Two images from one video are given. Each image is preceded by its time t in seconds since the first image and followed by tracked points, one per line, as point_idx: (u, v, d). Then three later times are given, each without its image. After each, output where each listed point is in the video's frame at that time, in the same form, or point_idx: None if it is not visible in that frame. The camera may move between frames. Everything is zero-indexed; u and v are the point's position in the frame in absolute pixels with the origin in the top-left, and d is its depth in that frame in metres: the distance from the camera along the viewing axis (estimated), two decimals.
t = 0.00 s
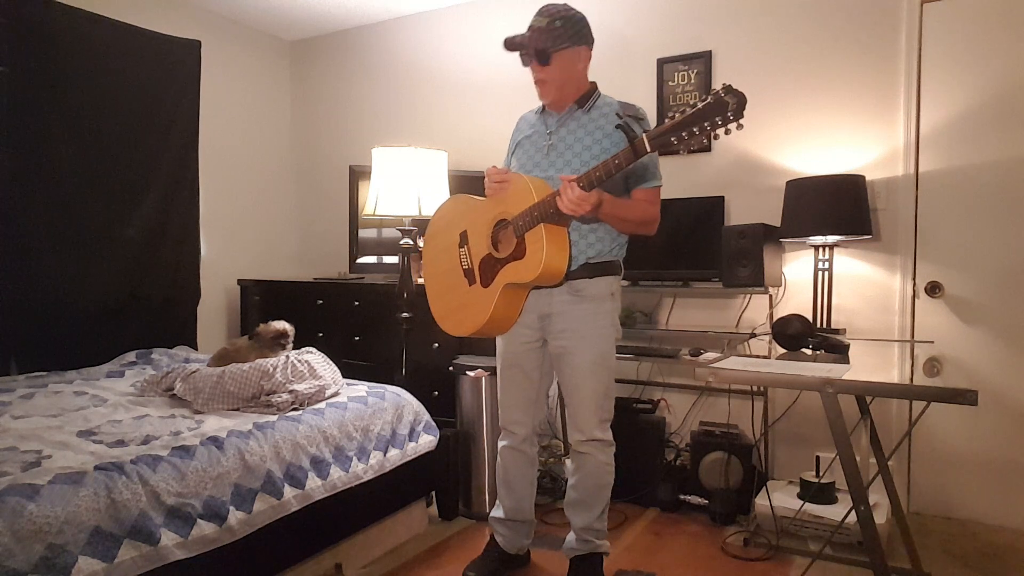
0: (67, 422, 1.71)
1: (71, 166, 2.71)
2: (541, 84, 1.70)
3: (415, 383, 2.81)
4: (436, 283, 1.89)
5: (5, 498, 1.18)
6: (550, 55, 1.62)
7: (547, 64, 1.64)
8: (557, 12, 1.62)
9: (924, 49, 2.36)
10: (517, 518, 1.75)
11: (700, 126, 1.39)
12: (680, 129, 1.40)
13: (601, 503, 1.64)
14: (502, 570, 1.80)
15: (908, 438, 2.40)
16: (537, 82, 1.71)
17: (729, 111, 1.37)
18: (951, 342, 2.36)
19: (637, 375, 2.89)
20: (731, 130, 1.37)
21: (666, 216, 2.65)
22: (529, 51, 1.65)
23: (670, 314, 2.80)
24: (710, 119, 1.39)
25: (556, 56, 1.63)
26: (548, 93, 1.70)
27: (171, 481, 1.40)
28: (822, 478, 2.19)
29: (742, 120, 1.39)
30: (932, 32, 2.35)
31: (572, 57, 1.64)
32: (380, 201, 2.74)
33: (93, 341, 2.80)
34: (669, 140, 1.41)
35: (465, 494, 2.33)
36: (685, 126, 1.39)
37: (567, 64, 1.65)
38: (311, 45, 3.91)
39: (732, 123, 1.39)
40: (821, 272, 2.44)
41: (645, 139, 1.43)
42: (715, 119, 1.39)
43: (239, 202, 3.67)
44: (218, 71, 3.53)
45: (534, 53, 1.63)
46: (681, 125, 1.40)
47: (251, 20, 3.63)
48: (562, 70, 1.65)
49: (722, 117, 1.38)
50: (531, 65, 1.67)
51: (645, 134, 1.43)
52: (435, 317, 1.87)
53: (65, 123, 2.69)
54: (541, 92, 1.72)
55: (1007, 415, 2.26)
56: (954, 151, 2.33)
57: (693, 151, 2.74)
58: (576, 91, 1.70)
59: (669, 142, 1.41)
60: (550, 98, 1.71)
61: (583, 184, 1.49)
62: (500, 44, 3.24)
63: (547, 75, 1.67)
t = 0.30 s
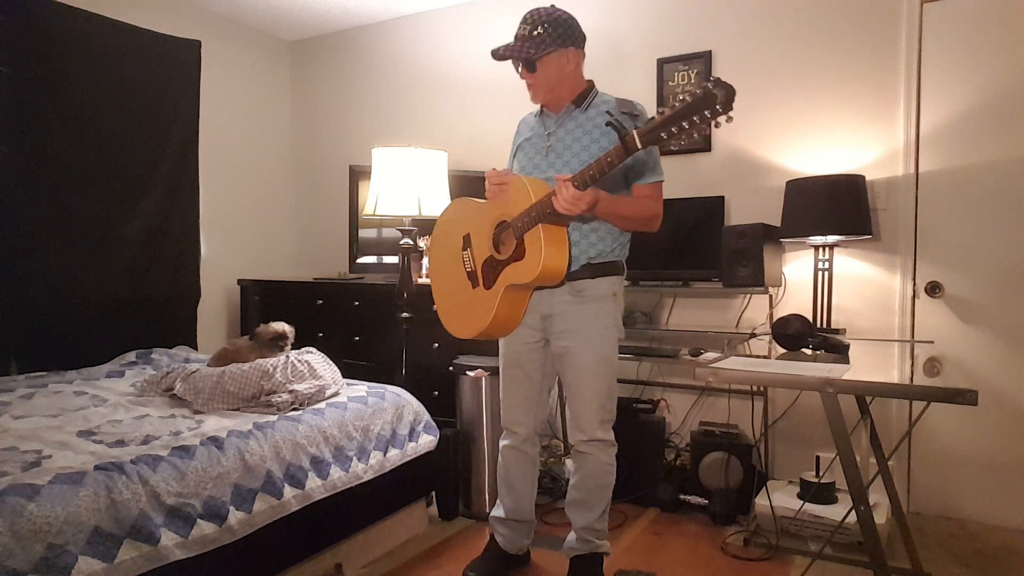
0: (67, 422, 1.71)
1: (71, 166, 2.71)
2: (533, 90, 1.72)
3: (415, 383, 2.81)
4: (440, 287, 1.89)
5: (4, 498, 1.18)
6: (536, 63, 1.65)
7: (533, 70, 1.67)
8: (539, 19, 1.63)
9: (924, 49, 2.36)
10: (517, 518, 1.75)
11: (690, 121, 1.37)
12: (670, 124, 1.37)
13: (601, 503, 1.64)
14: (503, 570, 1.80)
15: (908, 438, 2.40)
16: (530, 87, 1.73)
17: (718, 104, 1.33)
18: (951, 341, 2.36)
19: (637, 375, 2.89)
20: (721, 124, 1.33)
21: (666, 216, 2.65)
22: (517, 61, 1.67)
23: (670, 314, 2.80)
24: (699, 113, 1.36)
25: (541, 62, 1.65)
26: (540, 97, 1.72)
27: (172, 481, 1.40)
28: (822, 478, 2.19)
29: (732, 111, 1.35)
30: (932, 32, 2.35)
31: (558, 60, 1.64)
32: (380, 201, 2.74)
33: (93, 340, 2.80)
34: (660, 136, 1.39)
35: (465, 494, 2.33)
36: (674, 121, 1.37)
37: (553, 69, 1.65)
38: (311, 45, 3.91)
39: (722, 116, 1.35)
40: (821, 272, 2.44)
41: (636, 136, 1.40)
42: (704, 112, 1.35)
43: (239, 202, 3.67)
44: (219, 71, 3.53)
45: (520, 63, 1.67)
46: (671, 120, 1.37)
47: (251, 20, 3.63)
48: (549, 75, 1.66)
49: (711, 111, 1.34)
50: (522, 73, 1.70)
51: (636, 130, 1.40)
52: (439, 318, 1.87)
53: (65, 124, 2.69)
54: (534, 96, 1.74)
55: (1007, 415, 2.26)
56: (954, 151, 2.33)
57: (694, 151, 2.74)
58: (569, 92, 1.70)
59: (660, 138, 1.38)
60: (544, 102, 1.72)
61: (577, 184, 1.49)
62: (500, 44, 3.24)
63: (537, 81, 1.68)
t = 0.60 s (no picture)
0: (67, 422, 1.71)
1: (71, 166, 2.71)
2: (547, 78, 1.67)
3: (415, 383, 2.81)
4: (437, 288, 1.89)
5: (4, 498, 1.18)
6: (567, 49, 1.63)
7: (562, 55, 1.63)
8: (564, 9, 1.63)
9: (924, 50, 2.36)
10: (517, 518, 1.75)
11: (685, 116, 1.37)
12: (665, 120, 1.38)
13: (601, 503, 1.64)
14: (502, 570, 1.80)
15: (908, 438, 2.40)
16: (541, 76, 1.68)
17: (713, 99, 1.34)
18: (951, 342, 2.36)
19: (637, 375, 2.89)
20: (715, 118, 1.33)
21: (666, 216, 2.65)
22: (543, 45, 1.62)
23: (670, 314, 2.80)
24: (693, 109, 1.37)
25: (571, 48, 1.63)
26: (555, 83, 1.67)
27: (171, 481, 1.40)
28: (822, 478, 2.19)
29: (726, 107, 1.36)
30: (932, 32, 2.35)
31: (581, 52, 1.66)
32: (380, 201, 2.74)
33: (93, 340, 2.80)
34: (656, 131, 1.40)
35: (465, 494, 2.33)
36: (669, 117, 1.38)
37: (576, 60, 1.66)
38: (311, 45, 3.91)
39: (716, 111, 1.36)
40: (821, 272, 2.44)
41: (631, 131, 1.41)
42: (698, 108, 1.36)
43: (239, 202, 3.66)
44: (218, 71, 3.53)
45: (550, 46, 1.62)
46: (665, 116, 1.38)
47: (251, 19, 3.63)
48: (572, 65, 1.66)
49: (706, 106, 1.35)
50: (541, 59, 1.65)
51: (632, 126, 1.41)
52: (437, 318, 1.87)
53: (65, 124, 2.69)
54: (544, 84, 1.68)
55: (1007, 415, 2.27)
56: (954, 151, 2.33)
57: (693, 151, 2.74)
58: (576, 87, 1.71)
59: (655, 134, 1.39)
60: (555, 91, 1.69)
61: (573, 181, 1.48)
62: (500, 44, 3.24)
63: (558, 68, 1.65)
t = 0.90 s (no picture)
0: (67, 422, 1.71)
1: (70, 166, 2.71)
2: (569, 60, 1.64)
3: (415, 383, 2.81)
4: (430, 284, 1.87)
5: (4, 498, 1.18)
6: (592, 37, 1.65)
7: (587, 45, 1.64)
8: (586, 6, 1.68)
9: (924, 50, 2.36)
10: (517, 518, 1.75)
11: (694, 113, 1.39)
12: (675, 117, 1.40)
13: (600, 503, 1.64)
14: (502, 571, 1.79)
15: (908, 438, 2.40)
16: (562, 59, 1.64)
17: (723, 98, 1.36)
18: (951, 342, 2.36)
19: (636, 375, 2.88)
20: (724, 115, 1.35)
21: (666, 215, 2.65)
22: (572, 27, 1.62)
23: (670, 314, 2.80)
24: (703, 106, 1.38)
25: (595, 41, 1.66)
26: (576, 69, 1.65)
27: (171, 481, 1.40)
28: (822, 478, 2.19)
29: (736, 107, 1.38)
30: (932, 32, 2.35)
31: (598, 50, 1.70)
32: (380, 201, 2.75)
33: (93, 340, 2.80)
34: (665, 129, 1.40)
35: (465, 494, 2.33)
36: (679, 114, 1.39)
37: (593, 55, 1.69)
38: (311, 45, 3.91)
39: (726, 110, 1.37)
40: (821, 272, 2.44)
41: (641, 127, 1.42)
42: (709, 106, 1.38)
43: (239, 202, 3.66)
44: (218, 71, 3.53)
45: (579, 29, 1.62)
46: (675, 113, 1.40)
47: (251, 20, 3.64)
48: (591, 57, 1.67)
49: (717, 103, 1.37)
50: (567, 40, 1.63)
51: (641, 123, 1.43)
52: (428, 315, 1.86)
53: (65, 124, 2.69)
54: (565, 67, 1.65)
55: (1007, 415, 2.27)
56: (954, 150, 2.33)
57: (693, 151, 2.74)
58: (581, 85, 1.71)
59: (665, 131, 1.40)
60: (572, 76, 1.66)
61: (578, 176, 1.49)
62: (500, 45, 3.24)
63: (581, 54, 1.65)
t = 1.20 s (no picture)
0: (67, 422, 1.71)
1: (70, 166, 2.70)
2: (564, 64, 1.65)
3: (415, 383, 2.81)
4: (423, 287, 1.84)
5: (4, 499, 1.18)
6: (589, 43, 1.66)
7: (583, 50, 1.66)
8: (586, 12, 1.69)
9: (924, 49, 2.36)
10: (516, 517, 1.75)
11: (706, 104, 1.41)
12: (687, 107, 1.41)
13: (599, 503, 1.64)
14: (502, 570, 1.80)
15: (908, 438, 2.40)
16: (557, 62, 1.65)
17: (732, 87, 1.40)
18: (951, 342, 2.36)
19: (636, 375, 2.89)
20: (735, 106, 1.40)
21: (666, 215, 2.64)
22: (570, 31, 1.63)
23: (670, 314, 2.80)
24: (714, 96, 1.42)
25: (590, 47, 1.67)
26: (570, 74, 1.66)
27: (171, 481, 1.40)
28: (822, 478, 2.19)
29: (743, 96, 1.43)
30: (932, 33, 2.35)
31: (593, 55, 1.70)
32: (380, 201, 2.75)
33: (93, 340, 2.80)
34: (678, 119, 1.42)
35: (465, 494, 2.33)
36: (693, 104, 1.41)
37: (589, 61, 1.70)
38: (311, 45, 3.91)
39: (735, 99, 1.42)
40: (821, 272, 2.44)
41: (653, 117, 1.41)
42: (720, 95, 1.41)
43: (239, 202, 3.66)
44: (219, 71, 3.53)
45: (576, 33, 1.63)
46: (688, 104, 1.41)
47: (251, 19, 3.64)
48: (586, 62, 1.68)
49: (727, 94, 1.41)
50: (564, 43, 1.63)
51: (653, 114, 1.42)
52: (421, 316, 1.83)
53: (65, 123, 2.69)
54: (559, 71, 1.66)
55: (1007, 415, 2.27)
56: (954, 150, 2.33)
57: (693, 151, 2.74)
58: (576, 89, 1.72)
59: (678, 120, 1.41)
60: (566, 81, 1.67)
61: (589, 169, 1.49)
62: (501, 44, 3.24)
63: (576, 58, 1.66)
